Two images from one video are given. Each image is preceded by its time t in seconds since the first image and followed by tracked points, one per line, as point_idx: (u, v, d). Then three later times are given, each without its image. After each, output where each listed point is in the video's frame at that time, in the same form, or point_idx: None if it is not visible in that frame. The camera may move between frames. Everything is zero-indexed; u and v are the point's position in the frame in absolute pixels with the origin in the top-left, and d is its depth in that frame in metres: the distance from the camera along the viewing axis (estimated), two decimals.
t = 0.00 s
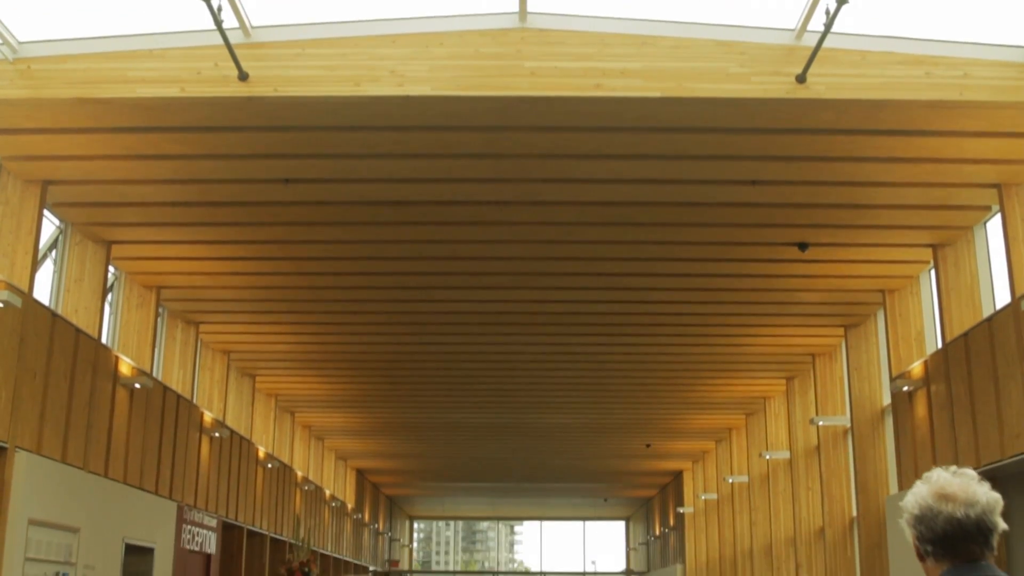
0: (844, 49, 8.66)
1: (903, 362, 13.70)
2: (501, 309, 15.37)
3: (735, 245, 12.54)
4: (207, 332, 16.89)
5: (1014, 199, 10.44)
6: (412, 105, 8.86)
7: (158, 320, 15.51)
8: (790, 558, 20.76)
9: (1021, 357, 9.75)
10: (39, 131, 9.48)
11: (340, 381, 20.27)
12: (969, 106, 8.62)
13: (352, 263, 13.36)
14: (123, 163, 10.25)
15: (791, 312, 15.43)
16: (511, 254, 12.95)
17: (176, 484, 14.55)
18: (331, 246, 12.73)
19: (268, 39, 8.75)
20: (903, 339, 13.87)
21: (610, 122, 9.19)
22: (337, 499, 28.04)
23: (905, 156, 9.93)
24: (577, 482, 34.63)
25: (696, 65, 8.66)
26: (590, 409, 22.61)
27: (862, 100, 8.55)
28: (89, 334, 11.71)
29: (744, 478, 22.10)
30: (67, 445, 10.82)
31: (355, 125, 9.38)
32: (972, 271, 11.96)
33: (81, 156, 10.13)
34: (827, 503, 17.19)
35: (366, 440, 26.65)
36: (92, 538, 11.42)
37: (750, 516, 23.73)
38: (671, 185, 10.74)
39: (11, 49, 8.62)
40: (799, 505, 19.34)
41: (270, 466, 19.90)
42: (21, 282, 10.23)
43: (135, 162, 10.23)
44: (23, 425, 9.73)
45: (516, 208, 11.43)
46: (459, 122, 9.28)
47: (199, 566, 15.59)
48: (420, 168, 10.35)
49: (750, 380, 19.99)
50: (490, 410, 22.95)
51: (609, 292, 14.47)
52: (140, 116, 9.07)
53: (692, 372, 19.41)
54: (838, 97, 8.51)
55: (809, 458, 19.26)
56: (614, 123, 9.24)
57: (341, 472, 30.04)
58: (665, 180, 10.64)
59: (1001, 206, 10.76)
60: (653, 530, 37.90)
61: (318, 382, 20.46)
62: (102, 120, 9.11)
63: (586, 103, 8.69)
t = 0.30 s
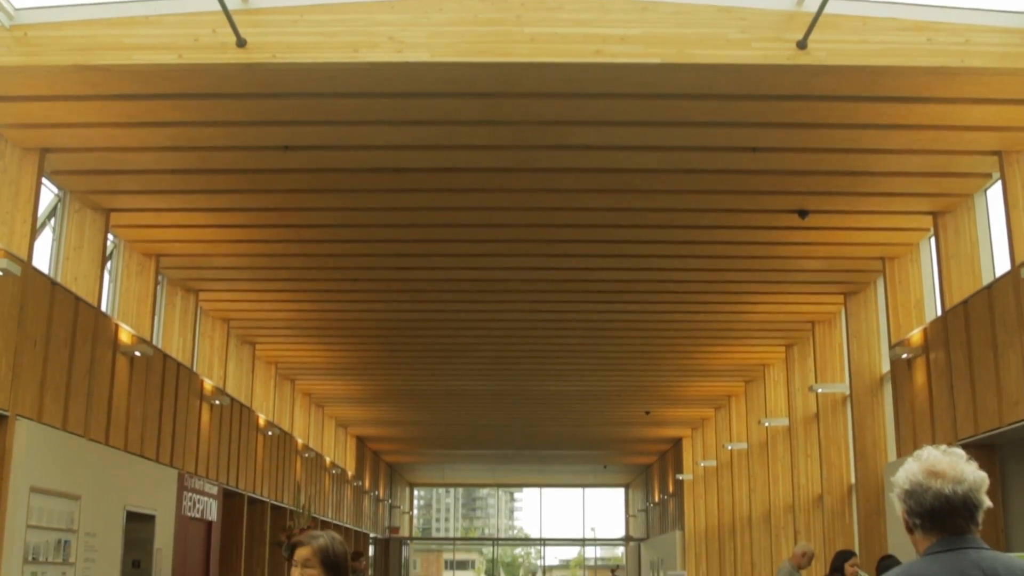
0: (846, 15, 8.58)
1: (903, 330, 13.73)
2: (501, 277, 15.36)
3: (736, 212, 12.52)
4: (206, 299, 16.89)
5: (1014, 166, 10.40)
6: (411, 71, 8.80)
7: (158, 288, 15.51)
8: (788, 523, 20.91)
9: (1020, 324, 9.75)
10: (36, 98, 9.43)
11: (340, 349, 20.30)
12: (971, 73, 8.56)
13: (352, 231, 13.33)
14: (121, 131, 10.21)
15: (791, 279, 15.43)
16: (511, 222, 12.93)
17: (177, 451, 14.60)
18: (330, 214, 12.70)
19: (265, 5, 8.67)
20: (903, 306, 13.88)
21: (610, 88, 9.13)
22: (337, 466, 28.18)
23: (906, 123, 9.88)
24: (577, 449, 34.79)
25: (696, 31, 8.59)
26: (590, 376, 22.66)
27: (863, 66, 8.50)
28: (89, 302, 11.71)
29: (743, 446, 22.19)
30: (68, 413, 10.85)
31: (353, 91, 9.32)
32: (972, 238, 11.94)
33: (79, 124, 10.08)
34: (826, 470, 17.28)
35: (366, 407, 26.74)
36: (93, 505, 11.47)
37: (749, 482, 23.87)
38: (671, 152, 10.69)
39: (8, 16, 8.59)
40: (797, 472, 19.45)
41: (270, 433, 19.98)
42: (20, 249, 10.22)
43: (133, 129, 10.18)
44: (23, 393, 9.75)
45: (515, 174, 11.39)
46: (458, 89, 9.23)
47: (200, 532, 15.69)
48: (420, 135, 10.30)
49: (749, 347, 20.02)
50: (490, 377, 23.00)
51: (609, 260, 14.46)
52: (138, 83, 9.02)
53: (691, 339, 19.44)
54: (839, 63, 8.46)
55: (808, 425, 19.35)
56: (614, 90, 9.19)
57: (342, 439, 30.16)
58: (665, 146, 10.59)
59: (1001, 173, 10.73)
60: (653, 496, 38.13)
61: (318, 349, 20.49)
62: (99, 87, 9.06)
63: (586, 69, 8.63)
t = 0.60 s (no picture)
0: None
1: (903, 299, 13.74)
2: (501, 245, 15.34)
3: (736, 180, 12.48)
4: (206, 268, 16.88)
5: (1016, 135, 10.35)
6: (410, 38, 8.74)
7: (157, 256, 15.49)
8: (787, 491, 21.03)
9: (1021, 292, 9.75)
10: (34, 67, 9.37)
11: (341, 317, 20.32)
12: (973, 40, 8.50)
13: (352, 199, 13.29)
14: (119, 99, 10.15)
15: (791, 247, 15.41)
16: (511, 190, 12.89)
17: (178, 420, 14.66)
18: (330, 182, 12.66)
19: None
20: (903, 274, 13.88)
21: (610, 55, 9.07)
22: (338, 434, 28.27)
23: (908, 90, 9.82)
24: (577, 417, 34.91)
25: None
26: (590, 344, 22.70)
27: (865, 33, 8.43)
28: (90, 271, 11.71)
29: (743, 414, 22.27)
30: (68, 381, 10.87)
31: (352, 59, 9.26)
32: (973, 207, 11.91)
33: (77, 92, 10.02)
34: (825, 438, 17.35)
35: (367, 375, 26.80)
36: (95, 473, 11.53)
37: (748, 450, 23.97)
38: (672, 119, 10.63)
39: None
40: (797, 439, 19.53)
41: (271, 402, 20.05)
42: (19, 218, 10.19)
43: (132, 97, 10.13)
44: (23, 362, 9.77)
45: (516, 142, 11.33)
46: (457, 56, 9.17)
47: (202, 500, 15.77)
48: (419, 103, 10.25)
49: (750, 315, 20.04)
50: (490, 346, 23.04)
51: (609, 228, 14.44)
52: (136, 51, 8.96)
53: (691, 308, 19.46)
54: (841, 30, 8.39)
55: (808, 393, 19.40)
56: (614, 57, 9.13)
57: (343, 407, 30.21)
58: (666, 114, 10.52)
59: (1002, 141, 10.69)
60: (652, 464, 38.30)
61: (319, 318, 20.51)
62: (98, 54, 9.00)
63: (586, 36, 8.57)
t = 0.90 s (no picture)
0: None
1: (903, 266, 13.77)
2: (502, 213, 15.32)
3: (737, 147, 12.43)
4: (206, 236, 16.87)
5: (1018, 102, 10.29)
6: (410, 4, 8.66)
7: (158, 225, 15.46)
8: (786, 458, 21.16)
9: (1021, 260, 9.74)
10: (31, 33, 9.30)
11: (342, 285, 20.36)
12: (978, 6, 8.43)
13: (352, 167, 13.25)
14: (118, 66, 10.09)
15: (791, 214, 15.38)
16: (511, 157, 12.84)
17: (180, 388, 14.73)
18: (330, 150, 12.61)
19: None
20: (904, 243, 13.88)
21: (611, 22, 9.00)
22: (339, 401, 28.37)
23: (911, 57, 9.76)
24: (577, 384, 35.00)
25: None
26: (590, 311, 22.73)
27: None
28: (89, 240, 11.68)
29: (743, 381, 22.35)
30: (69, 350, 10.89)
31: (352, 25, 9.19)
32: (974, 174, 11.87)
33: (75, 60, 9.96)
34: (825, 405, 17.47)
35: (367, 343, 26.86)
36: (97, 441, 11.61)
37: (748, 416, 24.07)
38: (673, 86, 10.57)
39: None
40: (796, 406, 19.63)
41: (273, 369, 20.13)
42: (19, 186, 10.14)
43: (131, 65, 10.06)
44: (25, 331, 9.78)
45: (516, 109, 11.27)
46: (457, 22, 9.09)
47: (204, 467, 15.88)
48: (419, 70, 10.19)
49: (750, 283, 20.06)
50: (491, 313, 23.08)
51: (610, 196, 14.41)
52: (134, 18, 8.89)
53: (691, 276, 19.46)
54: None
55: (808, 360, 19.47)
56: (616, 23, 9.05)
57: (343, 375, 30.25)
58: (668, 81, 10.46)
59: (1005, 109, 10.63)
60: (652, 430, 38.47)
61: (319, 286, 20.52)
62: (95, 21, 8.93)
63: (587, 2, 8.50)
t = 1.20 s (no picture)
0: None
1: (903, 236, 13.80)
2: (502, 182, 15.29)
3: (738, 116, 12.38)
4: (206, 206, 16.85)
5: (1021, 71, 10.23)
6: None
7: (157, 194, 15.42)
8: (786, 427, 21.22)
9: (1022, 229, 9.72)
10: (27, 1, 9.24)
11: (342, 255, 20.35)
12: None
13: (352, 136, 13.19)
14: (115, 35, 10.03)
15: (792, 184, 15.34)
16: (511, 126, 12.80)
17: (180, 357, 14.76)
18: (329, 119, 12.56)
19: None
20: (906, 213, 13.88)
21: None
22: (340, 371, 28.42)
23: (912, 26, 9.69)
24: (577, 353, 35.06)
25: None
26: (590, 281, 22.74)
27: None
28: (89, 209, 11.66)
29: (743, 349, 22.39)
30: (69, 320, 10.90)
31: None
32: (976, 144, 11.83)
33: (72, 28, 9.90)
34: (825, 374, 17.51)
35: (368, 312, 26.87)
36: (99, 410, 11.65)
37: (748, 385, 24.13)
38: (673, 55, 10.51)
39: None
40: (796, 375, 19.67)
41: (273, 339, 20.15)
42: (17, 155, 10.10)
43: (128, 34, 10.01)
44: (25, 301, 9.79)
45: (516, 78, 11.21)
46: None
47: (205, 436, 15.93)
48: (418, 38, 10.13)
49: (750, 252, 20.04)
50: (491, 283, 23.08)
51: (610, 165, 14.38)
52: None
53: (691, 245, 19.43)
54: None
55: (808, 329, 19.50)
56: None
57: (343, 344, 30.27)
58: (668, 49, 10.40)
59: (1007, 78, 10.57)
60: (652, 400, 38.57)
61: (319, 255, 20.50)
62: None
63: None
